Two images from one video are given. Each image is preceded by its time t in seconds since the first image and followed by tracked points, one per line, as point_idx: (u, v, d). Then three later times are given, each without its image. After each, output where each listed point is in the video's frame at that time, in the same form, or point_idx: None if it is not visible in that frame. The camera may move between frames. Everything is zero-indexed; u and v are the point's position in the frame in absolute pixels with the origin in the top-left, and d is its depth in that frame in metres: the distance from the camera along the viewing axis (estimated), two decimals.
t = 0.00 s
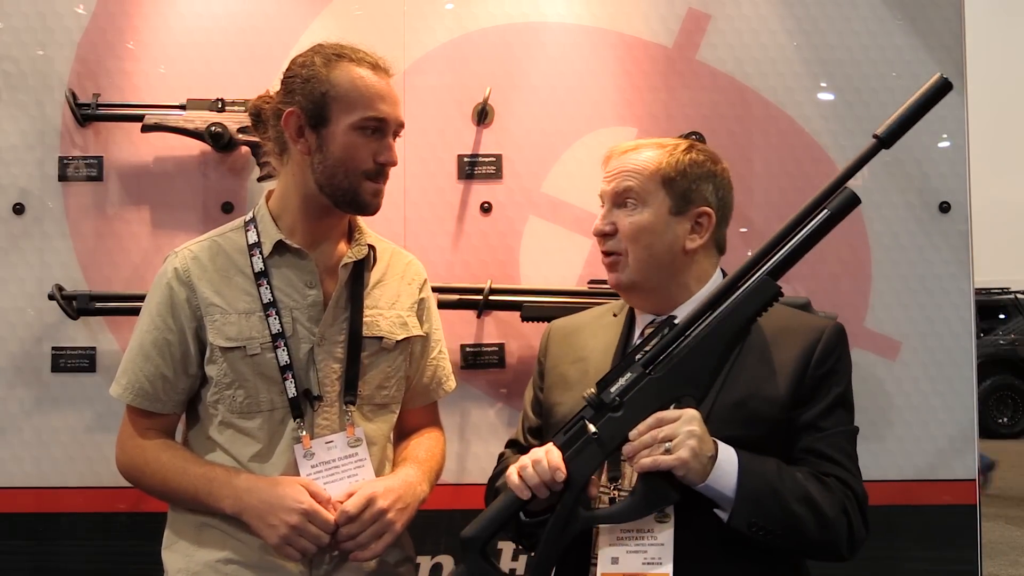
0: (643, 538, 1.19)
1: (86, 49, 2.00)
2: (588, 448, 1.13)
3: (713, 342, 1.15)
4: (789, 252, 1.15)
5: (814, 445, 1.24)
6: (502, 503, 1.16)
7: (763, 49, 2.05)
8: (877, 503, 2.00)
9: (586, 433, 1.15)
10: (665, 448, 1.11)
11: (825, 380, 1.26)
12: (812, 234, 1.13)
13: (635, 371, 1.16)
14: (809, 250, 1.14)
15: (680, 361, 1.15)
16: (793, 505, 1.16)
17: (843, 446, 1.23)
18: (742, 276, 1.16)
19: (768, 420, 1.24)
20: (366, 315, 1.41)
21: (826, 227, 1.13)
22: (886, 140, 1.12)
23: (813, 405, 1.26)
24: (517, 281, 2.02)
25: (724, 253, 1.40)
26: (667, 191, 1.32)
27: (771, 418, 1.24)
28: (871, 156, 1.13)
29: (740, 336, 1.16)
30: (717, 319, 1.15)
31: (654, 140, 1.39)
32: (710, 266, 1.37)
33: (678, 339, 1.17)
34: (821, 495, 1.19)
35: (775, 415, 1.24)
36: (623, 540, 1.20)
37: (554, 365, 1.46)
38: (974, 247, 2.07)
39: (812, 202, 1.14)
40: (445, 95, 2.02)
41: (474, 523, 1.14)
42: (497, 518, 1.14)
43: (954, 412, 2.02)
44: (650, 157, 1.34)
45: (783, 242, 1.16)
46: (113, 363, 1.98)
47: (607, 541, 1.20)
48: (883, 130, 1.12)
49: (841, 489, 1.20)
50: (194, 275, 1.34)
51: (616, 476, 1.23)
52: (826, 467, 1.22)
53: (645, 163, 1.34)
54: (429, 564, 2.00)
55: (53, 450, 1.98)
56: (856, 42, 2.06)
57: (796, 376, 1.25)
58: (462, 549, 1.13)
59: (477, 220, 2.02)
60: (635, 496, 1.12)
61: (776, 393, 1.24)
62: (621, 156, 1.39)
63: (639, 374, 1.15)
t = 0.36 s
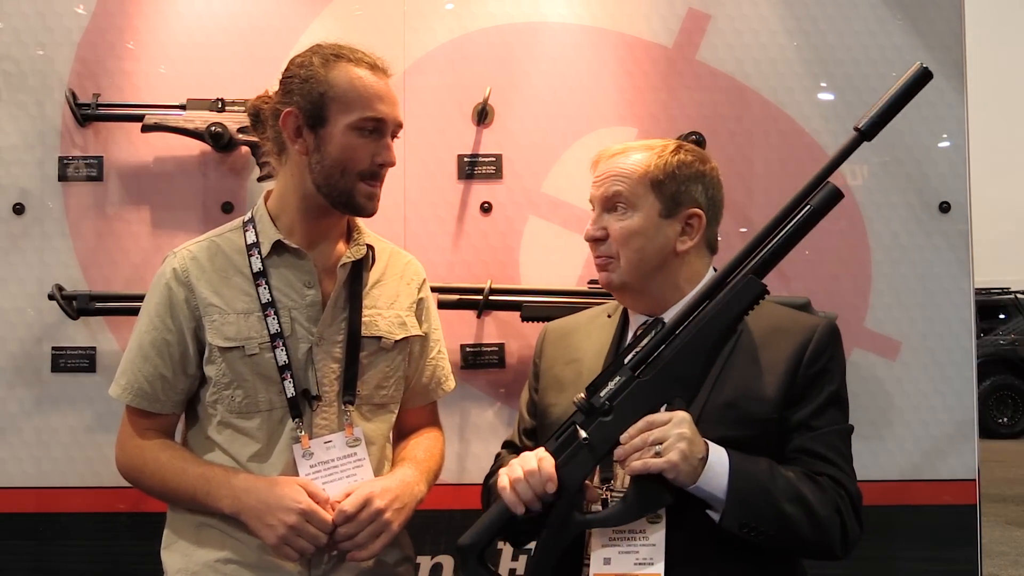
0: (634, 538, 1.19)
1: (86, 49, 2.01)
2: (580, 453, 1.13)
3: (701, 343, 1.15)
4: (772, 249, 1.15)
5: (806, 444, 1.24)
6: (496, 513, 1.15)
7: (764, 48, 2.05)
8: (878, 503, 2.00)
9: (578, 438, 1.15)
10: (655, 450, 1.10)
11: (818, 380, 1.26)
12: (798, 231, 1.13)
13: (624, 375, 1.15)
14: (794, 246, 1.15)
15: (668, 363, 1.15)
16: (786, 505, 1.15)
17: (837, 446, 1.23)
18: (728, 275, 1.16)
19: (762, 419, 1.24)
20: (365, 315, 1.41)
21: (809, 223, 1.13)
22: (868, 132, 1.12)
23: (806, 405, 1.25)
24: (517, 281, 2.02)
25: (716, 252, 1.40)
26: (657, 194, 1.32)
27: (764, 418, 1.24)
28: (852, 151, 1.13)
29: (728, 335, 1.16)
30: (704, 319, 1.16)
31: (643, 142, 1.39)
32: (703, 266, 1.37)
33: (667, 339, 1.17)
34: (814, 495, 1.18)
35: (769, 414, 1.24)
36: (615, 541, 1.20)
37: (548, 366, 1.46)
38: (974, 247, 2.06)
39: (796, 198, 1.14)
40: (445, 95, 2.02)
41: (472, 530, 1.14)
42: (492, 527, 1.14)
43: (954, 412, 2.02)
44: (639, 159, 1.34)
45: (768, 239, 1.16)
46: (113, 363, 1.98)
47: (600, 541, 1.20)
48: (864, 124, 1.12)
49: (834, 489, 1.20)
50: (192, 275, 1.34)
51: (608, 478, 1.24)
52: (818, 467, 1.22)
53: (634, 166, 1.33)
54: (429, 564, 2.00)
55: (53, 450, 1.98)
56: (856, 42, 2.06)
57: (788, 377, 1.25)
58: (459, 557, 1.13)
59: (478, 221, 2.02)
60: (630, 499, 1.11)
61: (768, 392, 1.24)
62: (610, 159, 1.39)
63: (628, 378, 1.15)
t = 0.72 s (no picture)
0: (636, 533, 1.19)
1: (86, 49, 2.01)
2: (576, 465, 1.14)
3: (684, 341, 1.14)
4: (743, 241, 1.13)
5: (805, 438, 1.23)
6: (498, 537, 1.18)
7: (764, 49, 2.05)
8: (877, 503, 2.00)
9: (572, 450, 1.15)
10: (651, 454, 1.10)
11: (817, 376, 1.26)
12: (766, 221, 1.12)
13: (612, 381, 1.16)
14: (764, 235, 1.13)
15: (654, 365, 1.14)
16: (787, 499, 1.15)
17: (835, 440, 1.24)
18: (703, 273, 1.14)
19: (762, 416, 1.24)
20: (364, 315, 1.41)
21: (776, 212, 1.11)
22: (826, 114, 1.08)
23: (804, 400, 1.25)
24: (517, 281, 2.01)
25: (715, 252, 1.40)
26: (675, 200, 1.31)
27: (763, 413, 1.24)
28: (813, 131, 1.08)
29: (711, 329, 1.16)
30: (684, 317, 1.15)
31: (646, 143, 1.37)
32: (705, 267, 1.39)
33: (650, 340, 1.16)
34: (814, 487, 1.18)
35: (769, 410, 1.24)
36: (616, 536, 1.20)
37: (545, 364, 1.46)
38: (974, 247, 2.06)
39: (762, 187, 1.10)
40: (444, 95, 2.02)
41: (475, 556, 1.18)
42: (497, 550, 1.16)
43: (955, 412, 2.02)
44: (656, 162, 1.31)
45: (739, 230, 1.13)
46: (113, 362, 1.98)
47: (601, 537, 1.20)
48: (821, 105, 1.07)
49: (834, 481, 1.20)
50: (192, 276, 1.34)
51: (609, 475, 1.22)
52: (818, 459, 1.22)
53: (652, 170, 1.30)
54: (429, 564, 2.00)
55: (53, 450, 1.98)
56: (856, 42, 2.06)
57: (788, 373, 1.25)
58: None
59: (478, 221, 2.02)
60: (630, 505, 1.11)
61: (767, 390, 1.24)
62: (619, 159, 1.34)
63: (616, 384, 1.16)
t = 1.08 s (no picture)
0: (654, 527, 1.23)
1: (86, 49, 2.00)
2: (569, 477, 1.12)
3: (669, 346, 1.08)
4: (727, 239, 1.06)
5: (813, 431, 1.25)
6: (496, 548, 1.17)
7: (764, 48, 2.05)
8: (877, 503, 2.00)
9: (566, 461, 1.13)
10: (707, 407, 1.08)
11: (821, 372, 1.28)
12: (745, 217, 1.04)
13: (600, 389, 1.12)
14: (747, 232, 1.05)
15: (640, 372, 1.09)
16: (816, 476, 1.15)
17: (840, 433, 1.26)
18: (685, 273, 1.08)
19: (768, 411, 1.24)
20: (365, 315, 1.41)
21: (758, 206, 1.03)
22: (803, 104, 1.00)
23: (811, 394, 1.27)
24: (517, 281, 2.01)
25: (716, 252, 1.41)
26: (696, 196, 1.35)
27: (769, 409, 1.24)
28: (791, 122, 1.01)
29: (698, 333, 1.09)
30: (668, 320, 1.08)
31: (657, 140, 1.40)
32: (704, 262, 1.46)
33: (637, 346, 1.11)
34: (833, 471, 1.19)
35: (773, 406, 1.24)
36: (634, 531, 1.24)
37: (545, 364, 1.46)
38: (973, 247, 2.06)
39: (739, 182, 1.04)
40: (444, 95, 2.02)
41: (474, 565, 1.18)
42: (496, 561, 1.16)
43: (954, 412, 2.02)
44: (680, 159, 1.34)
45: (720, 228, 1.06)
46: (113, 362, 1.98)
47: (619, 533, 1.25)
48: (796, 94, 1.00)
49: (847, 467, 1.22)
50: (192, 275, 1.34)
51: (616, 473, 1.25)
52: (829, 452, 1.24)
53: (679, 166, 1.33)
54: (429, 564, 2.00)
55: (53, 450, 1.98)
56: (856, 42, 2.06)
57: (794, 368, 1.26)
58: None
59: (478, 221, 2.02)
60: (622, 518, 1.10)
61: (772, 386, 1.25)
62: (638, 154, 1.36)
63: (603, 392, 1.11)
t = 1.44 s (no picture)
0: (657, 527, 1.24)
1: (86, 49, 2.00)
2: (576, 458, 1.08)
3: (694, 346, 1.07)
4: (767, 246, 1.04)
5: (816, 433, 1.25)
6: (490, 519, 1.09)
7: (763, 48, 2.05)
8: (877, 503, 2.00)
9: (574, 444, 1.09)
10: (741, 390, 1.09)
11: (824, 371, 1.28)
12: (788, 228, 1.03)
13: (619, 377, 1.09)
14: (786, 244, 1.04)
15: (664, 366, 1.07)
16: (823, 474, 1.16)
17: (843, 434, 1.26)
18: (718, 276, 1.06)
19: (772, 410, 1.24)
20: (365, 315, 1.41)
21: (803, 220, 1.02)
22: (862, 123, 0.97)
23: (813, 395, 1.27)
24: (517, 281, 2.02)
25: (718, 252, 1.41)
26: (676, 193, 1.34)
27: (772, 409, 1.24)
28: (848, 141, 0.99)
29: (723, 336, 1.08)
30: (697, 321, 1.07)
31: (658, 141, 1.41)
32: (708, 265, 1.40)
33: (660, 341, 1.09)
34: (838, 470, 1.20)
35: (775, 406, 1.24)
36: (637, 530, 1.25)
37: (546, 363, 1.46)
38: (973, 247, 2.06)
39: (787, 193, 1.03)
40: (444, 95, 2.02)
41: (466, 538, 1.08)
42: (490, 534, 1.07)
43: (954, 412, 2.02)
44: (660, 157, 1.35)
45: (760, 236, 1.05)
46: (113, 363, 1.98)
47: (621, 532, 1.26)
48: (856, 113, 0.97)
49: (850, 465, 1.23)
50: (192, 275, 1.34)
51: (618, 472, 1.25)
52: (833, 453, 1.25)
53: (655, 163, 1.34)
54: (430, 564, 2.00)
55: (53, 450, 1.98)
56: (856, 42, 2.06)
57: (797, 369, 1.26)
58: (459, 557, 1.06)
59: (478, 221, 2.02)
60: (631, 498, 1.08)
61: (774, 386, 1.25)
62: (627, 154, 1.40)
63: (623, 381, 1.08)
